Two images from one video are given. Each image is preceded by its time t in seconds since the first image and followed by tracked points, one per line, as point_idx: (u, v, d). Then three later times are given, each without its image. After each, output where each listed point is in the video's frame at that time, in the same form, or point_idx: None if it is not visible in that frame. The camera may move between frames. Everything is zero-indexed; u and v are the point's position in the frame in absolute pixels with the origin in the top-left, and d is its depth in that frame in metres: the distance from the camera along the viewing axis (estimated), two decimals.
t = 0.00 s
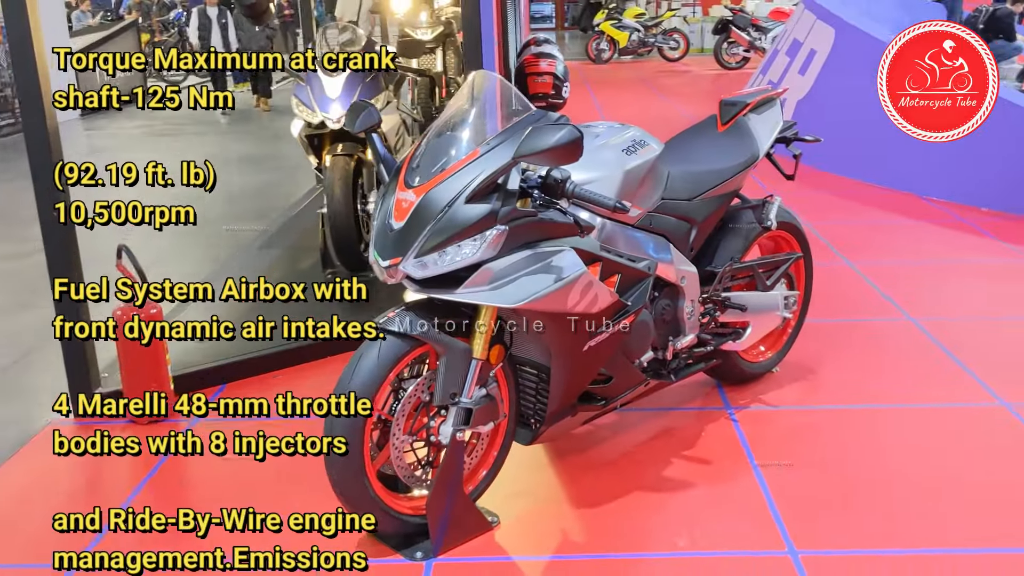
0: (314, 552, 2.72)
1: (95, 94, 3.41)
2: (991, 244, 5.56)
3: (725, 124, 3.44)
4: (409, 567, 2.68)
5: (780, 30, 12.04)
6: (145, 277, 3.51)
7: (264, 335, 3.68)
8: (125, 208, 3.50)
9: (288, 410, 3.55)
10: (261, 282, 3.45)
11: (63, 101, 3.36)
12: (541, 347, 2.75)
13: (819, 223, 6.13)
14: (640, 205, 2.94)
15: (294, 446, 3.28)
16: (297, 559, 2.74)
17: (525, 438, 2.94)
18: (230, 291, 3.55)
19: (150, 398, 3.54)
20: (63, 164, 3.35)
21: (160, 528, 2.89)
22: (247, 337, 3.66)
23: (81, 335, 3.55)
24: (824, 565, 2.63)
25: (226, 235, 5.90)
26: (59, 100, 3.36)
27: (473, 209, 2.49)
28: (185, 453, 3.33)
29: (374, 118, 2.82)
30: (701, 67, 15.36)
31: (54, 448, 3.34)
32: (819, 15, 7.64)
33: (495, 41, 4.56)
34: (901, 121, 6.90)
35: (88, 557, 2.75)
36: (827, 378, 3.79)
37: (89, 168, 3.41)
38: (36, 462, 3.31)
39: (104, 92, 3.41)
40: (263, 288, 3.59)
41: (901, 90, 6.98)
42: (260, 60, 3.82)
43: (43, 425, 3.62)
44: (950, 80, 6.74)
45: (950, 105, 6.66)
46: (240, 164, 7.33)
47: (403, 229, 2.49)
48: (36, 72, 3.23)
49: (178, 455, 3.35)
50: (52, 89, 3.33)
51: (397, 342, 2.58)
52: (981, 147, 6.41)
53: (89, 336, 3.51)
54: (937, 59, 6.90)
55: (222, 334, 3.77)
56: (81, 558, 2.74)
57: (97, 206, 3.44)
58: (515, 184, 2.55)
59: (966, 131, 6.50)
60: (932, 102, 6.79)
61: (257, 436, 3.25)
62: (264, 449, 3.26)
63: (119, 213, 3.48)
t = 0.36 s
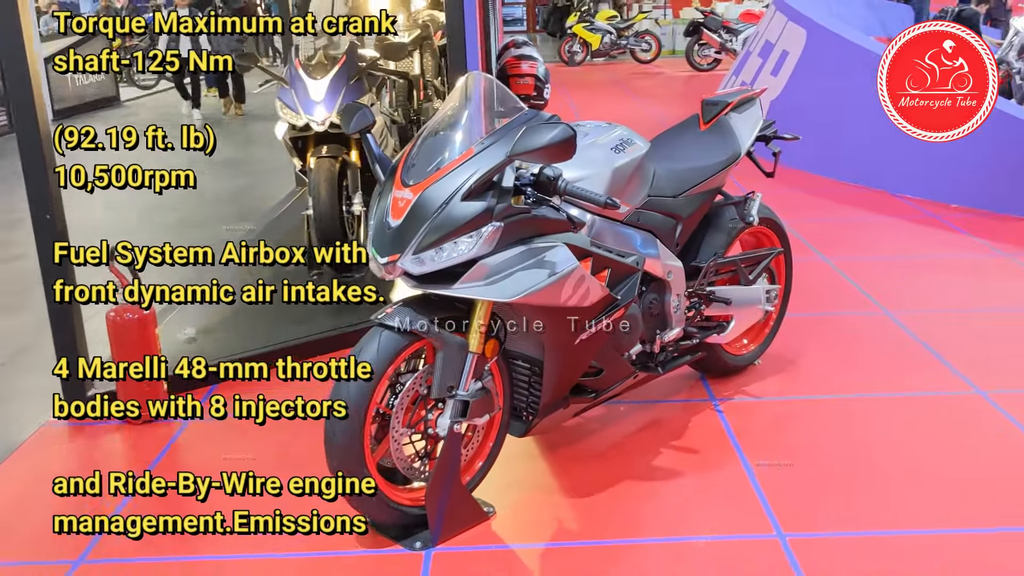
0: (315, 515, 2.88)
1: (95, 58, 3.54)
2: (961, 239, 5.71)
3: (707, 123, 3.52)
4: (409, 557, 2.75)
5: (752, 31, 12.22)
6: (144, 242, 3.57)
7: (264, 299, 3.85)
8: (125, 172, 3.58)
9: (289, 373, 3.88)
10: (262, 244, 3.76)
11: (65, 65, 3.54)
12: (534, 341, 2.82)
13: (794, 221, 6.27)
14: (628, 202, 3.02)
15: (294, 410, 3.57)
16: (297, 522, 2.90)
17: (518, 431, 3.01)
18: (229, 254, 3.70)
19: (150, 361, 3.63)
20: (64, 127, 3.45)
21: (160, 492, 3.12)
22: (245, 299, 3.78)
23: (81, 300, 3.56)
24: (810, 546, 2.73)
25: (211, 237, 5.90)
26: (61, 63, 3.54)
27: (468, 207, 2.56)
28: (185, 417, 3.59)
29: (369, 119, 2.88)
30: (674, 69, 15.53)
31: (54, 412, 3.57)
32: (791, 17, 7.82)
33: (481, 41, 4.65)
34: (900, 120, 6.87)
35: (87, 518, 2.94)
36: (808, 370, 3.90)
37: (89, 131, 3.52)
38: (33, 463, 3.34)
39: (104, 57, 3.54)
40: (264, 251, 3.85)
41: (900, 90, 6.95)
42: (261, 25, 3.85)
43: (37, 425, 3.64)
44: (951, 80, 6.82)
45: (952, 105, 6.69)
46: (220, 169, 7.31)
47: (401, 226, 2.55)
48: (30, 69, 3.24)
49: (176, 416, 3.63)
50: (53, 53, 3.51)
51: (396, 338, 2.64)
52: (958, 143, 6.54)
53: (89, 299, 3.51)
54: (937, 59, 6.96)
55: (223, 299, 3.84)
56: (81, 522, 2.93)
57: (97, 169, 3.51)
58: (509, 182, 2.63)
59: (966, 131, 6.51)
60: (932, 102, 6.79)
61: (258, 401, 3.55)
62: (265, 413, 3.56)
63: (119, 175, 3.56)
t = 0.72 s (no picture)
0: (315, 479, 3.07)
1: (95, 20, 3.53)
2: (953, 240, 5.79)
3: (704, 125, 3.58)
4: (416, 554, 2.79)
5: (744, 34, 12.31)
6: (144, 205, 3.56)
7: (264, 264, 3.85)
8: (125, 135, 3.59)
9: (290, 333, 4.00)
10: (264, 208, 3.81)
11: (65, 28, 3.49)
12: (538, 340, 2.86)
13: (788, 222, 6.33)
14: (628, 204, 3.07)
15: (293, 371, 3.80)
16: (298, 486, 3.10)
17: (522, 429, 3.06)
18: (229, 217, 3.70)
19: (150, 324, 3.49)
20: (64, 92, 3.42)
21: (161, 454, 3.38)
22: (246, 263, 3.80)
23: (81, 263, 3.51)
24: (811, 540, 2.79)
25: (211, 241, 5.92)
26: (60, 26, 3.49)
27: (474, 209, 2.61)
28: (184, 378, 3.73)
29: (374, 123, 2.92)
30: (667, 72, 15.61)
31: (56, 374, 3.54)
32: (783, 20, 7.91)
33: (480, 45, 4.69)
34: (901, 120, 6.92)
35: (86, 484, 3.15)
36: (805, 369, 3.96)
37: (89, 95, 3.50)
38: (39, 464, 3.37)
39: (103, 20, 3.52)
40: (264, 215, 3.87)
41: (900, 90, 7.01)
42: None
43: (43, 429, 3.67)
44: (951, 80, 7.01)
45: (954, 104, 6.84)
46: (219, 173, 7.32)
47: (408, 228, 2.60)
48: (36, 78, 3.30)
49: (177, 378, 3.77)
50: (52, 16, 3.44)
51: (402, 338, 2.68)
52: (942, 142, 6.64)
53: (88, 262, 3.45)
54: (937, 60, 7.14)
55: (224, 262, 3.72)
56: (81, 485, 3.15)
57: (98, 132, 3.52)
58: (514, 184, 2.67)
59: (966, 131, 6.55)
60: (932, 102, 6.89)
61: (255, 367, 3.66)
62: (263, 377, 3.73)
63: (119, 139, 3.58)
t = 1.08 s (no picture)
0: (313, 446, 3.25)
1: None
2: (945, 244, 5.83)
3: (697, 130, 3.64)
4: (413, 557, 2.80)
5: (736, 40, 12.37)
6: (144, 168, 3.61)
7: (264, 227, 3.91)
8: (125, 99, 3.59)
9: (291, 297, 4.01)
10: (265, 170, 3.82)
11: None
12: (533, 343, 2.88)
13: (780, 227, 6.37)
14: (623, 208, 3.10)
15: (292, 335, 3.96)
16: (299, 452, 3.28)
17: (519, 432, 3.07)
18: (229, 181, 3.74)
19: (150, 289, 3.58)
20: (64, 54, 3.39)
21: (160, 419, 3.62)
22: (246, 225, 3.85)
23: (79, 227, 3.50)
24: (807, 541, 2.81)
25: (204, 246, 5.91)
26: None
27: (470, 214, 2.63)
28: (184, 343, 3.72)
29: (370, 129, 2.94)
30: (658, 78, 15.66)
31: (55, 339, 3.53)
32: (774, 26, 7.97)
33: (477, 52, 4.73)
34: (901, 120, 6.90)
35: (86, 447, 3.40)
36: (799, 371, 3.99)
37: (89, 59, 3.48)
38: (35, 470, 3.37)
39: None
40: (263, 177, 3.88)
41: (899, 90, 7.00)
42: None
43: (39, 435, 3.67)
44: (950, 80, 7.09)
45: (955, 104, 6.92)
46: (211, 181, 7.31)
47: (404, 233, 2.62)
48: (33, 87, 3.31)
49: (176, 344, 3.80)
50: None
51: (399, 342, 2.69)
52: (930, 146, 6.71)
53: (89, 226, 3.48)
54: (935, 60, 7.20)
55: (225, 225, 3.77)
56: (80, 450, 3.41)
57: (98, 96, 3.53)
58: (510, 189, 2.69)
59: (967, 131, 6.55)
60: (932, 102, 6.94)
61: (257, 329, 3.62)
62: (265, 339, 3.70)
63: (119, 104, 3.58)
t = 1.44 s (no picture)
0: (313, 410, 3.52)
1: None
2: (940, 246, 5.84)
3: (692, 133, 3.62)
4: (408, 560, 2.79)
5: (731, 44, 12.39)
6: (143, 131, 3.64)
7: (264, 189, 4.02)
8: (124, 63, 3.59)
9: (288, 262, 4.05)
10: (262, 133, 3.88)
11: None
12: (529, 346, 2.88)
13: (775, 229, 6.38)
14: (618, 211, 3.10)
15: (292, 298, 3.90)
16: (298, 415, 3.55)
17: (515, 436, 3.07)
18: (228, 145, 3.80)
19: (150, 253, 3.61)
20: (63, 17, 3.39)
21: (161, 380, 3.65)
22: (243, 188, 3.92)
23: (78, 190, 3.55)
24: (801, 543, 2.81)
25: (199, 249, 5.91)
26: None
27: (465, 217, 2.63)
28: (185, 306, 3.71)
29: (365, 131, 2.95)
30: (654, 80, 15.68)
31: (55, 302, 3.49)
32: (769, 29, 8.00)
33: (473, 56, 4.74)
34: (901, 120, 6.88)
35: (86, 412, 3.60)
36: (794, 374, 3.99)
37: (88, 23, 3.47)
38: (31, 474, 3.36)
39: None
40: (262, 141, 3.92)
41: (899, 90, 6.99)
42: None
43: (34, 439, 3.67)
44: (950, 80, 7.07)
45: (955, 104, 6.91)
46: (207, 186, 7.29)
47: (399, 237, 2.62)
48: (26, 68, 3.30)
49: (179, 308, 3.78)
50: None
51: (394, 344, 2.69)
52: (923, 149, 6.73)
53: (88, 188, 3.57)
54: (935, 60, 7.17)
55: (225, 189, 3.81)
56: (81, 414, 3.61)
57: (98, 60, 3.54)
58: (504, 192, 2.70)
59: (967, 131, 6.53)
60: (932, 102, 6.92)
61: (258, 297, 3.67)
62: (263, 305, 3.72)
63: (118, 67, 3.58)
